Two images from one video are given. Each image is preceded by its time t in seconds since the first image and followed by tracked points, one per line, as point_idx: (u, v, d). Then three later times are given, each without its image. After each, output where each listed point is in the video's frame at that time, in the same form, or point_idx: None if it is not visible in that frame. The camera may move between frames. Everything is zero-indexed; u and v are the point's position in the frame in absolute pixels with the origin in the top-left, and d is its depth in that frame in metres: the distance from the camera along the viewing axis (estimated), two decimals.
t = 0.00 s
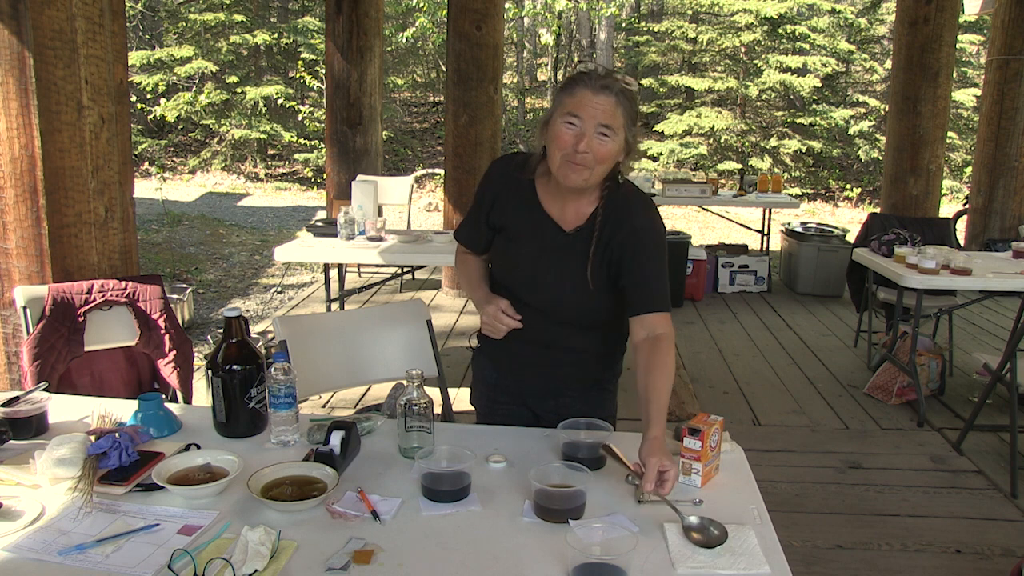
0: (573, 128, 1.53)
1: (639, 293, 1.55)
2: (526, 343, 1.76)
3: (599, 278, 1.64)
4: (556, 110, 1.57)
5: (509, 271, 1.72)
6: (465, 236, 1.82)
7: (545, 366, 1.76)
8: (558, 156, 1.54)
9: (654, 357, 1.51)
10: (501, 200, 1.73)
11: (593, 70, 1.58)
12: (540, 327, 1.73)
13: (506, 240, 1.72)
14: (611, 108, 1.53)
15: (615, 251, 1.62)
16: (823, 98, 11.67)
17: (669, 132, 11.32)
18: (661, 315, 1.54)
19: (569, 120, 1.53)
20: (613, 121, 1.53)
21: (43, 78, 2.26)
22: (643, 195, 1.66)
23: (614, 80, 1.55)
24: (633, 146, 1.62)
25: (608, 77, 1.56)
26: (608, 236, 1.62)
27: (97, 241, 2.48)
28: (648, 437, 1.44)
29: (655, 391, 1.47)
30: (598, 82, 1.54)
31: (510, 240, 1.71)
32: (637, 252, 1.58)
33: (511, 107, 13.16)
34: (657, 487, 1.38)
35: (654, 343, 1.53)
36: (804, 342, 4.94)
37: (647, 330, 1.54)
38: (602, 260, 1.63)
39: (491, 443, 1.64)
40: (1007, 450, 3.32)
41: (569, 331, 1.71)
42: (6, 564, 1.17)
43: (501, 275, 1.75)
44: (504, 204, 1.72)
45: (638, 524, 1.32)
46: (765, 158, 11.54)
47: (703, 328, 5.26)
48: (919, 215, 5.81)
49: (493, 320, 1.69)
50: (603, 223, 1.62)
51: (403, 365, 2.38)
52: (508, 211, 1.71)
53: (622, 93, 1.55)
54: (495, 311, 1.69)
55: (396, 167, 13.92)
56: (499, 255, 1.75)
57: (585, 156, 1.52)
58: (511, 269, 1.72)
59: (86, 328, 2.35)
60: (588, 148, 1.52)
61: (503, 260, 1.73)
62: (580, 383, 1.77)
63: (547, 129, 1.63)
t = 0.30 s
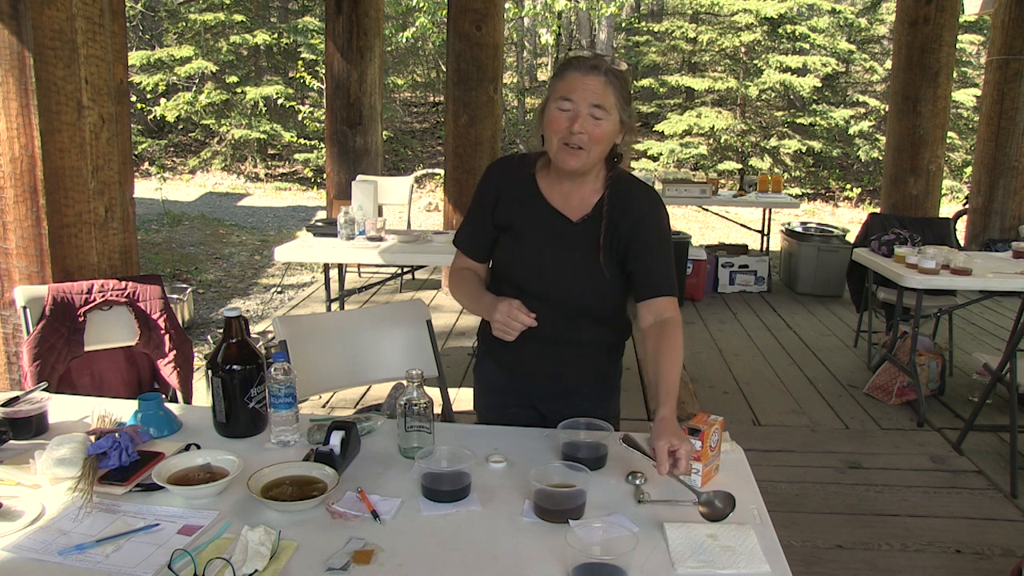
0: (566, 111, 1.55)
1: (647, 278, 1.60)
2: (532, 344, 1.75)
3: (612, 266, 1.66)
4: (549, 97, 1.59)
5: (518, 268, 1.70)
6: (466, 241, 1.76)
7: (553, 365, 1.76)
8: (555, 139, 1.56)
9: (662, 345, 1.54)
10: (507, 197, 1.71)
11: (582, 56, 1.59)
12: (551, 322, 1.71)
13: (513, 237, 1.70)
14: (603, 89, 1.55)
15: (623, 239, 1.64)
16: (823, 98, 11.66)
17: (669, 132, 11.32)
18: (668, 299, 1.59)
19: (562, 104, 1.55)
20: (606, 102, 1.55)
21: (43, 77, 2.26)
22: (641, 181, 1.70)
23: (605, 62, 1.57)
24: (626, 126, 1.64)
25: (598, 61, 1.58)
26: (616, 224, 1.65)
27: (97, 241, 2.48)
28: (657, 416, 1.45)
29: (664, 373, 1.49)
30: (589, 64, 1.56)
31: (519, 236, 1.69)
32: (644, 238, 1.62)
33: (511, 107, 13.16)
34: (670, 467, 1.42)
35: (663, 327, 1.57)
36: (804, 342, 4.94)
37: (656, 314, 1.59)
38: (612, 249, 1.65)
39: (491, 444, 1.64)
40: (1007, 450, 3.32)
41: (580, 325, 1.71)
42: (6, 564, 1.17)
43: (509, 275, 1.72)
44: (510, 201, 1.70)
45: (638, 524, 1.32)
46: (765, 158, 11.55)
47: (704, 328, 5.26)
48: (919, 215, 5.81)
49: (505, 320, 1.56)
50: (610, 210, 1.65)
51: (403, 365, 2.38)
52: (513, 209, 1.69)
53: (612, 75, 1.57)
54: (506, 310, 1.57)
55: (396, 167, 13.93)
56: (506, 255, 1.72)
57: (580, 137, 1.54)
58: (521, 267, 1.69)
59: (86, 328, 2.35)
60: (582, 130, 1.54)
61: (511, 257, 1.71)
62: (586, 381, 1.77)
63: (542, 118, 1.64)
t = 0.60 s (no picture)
0: (569, 146, 1.52)
1: (650, 271, 1.65)
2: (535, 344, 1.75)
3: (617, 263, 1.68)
4: (548, 127, 1.54)
5: (520, 267, 1.68)
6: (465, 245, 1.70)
7: (557, 362, 1.76)
8: (558, 170, 1.55)
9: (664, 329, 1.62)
10: (509, 195, 1.67)
11: (577, 78, 1.53)
12: (552, 321, 1.71)
13: (516, 235, 1.67)
14: (605, 120, 1.50)
15: (626, 233, 1.67)
16: (823, 98, 11.66)
17: (669, 132, 11.32)
18: (670, 291, 1.67)
19: (564, 139, 1.52)
20: (608, 131, 1.51)
21: (43, 77, 2.26)
22: (634, 172, 1.72)
23: (602, 86, 1.52)
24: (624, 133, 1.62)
25: (594, 83, 1.52)
26: (618, 220, 1.66)
27: (97, 241, 2.49)
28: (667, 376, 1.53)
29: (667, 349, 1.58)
30: (587, 94, 1.50)
31: (523, 235, 1.66)
32: (646, 231, 1.66)
33: (511, 107, 13.17)
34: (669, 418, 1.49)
35: (667, 314, 1.65)
36: (804, 342, 4.94)
37: (657, 304, 1.67)
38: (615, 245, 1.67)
39: (491, 444, 1.64)
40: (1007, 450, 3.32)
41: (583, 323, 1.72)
42: (6, 564, 1.17)
43: (512, 277, 1.71)
44: (513, 199, 1.67)
45: (638, 524, 1.32)
46: (765, 158, 11.55)
47: (704, 328, 5.26)
48: (919, 215, 5.81)
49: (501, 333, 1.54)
50: (612, 210, 1.66)
51: (404, 365, 2.38)
52: (517, 211, 1.66)
53: (612, 99, 1.51)
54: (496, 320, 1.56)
55: (396, 167, 13.93)
56: (510, 258, 1.70)
57: (587, 171, 1.53)
58: (525, 266, 1.68)
59: (86, 328, 2.36)
60: (587, 164, 1.52)
61: (514, 256, 1.69)
62: (588, 379, 1.78)
63: (541, 137, 1.59)
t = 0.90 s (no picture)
0: (559, 141, 1.52)
1: (644, 263, 1.68)
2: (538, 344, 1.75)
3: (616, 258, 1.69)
4: (537, 122, 1.54)
5: (520, 267, 1.68)
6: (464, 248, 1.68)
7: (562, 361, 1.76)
8: (550, 165, 1.55)
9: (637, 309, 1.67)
10: (509, 194, 1.66)
11: (565, 72, 1.52)
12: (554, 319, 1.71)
13: (517, 234, 1.67)
14: (593, 114, 1.50)
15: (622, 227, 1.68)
16: (823, 98, 11.66)
17: (669, 132, 11.31)
18: (653, 283, 1.71)
19: (553, 134, 1.52)
20: (597, 125, 1.52)
21: (43, 77, 2.26)
22: (626, 164, 1.73)
23: (590, 80, 1.52)
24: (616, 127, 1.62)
25: (583, 77, 1.52)
26: (615, 214, 1.67)
27: (97, 242, 2.49)
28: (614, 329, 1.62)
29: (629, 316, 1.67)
30: (574, 88, 1.50)
31: (522, 234, 1.66)
32: (643, 224, 1.68)
33: (511, 107, 13.17)
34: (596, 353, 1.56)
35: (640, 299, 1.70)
36: (804, 342, 4.94)
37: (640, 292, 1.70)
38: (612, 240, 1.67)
39: (491, 444, 1.64)
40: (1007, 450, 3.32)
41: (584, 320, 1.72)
42: (6, 563, 1.17)
43: (512, 277, 1.70)
44: (512, 199, 1.66)
45: (637, 524, 1.32)
46: (765, 158, 11.55)
47: (703, 328, 5.26)
48: (919, 215, 5.82)
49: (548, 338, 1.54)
50: (608, 204, 1.67)
51: (404, 365, 2.38)
52: (517, 211, 1.66)
53: (599, 93, 1.51)
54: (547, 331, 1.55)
55: (396, 167, 13.94)
56: (510, 258, 1.69)
57: (578, 165, 1.53)
58: (525, 265, 1.67)
59: (86, 328, 2.36)
60: (578, 157, 1.52)
61: (514, 255, 1.68)
62: (589, 380, 1.78)
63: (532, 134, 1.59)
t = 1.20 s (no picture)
0: (562, 144, 1.52)
1: (643, 261, 1.67)
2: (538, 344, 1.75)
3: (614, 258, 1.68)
4: (541, 124, 1.53)
5: (519, 267, 1.68)
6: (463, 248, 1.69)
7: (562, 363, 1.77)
8: (552, 167, 1.55)
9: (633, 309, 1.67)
10: (508, 193, 1.67)
11: (570, 76, 1.52)
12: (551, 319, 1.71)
13: (516, 234, 1.67)
14: (597, 119, 1.50)
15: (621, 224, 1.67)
16: (823, 98, 11.66)
17: (669, 132, 11.31)
18: (650, 282, 1.69)
19: (557, 137, 1.52)
20: (600, 130, 1.52)
21: (43, 77, 2.26)
22: (626, 163, 1.72)
23: (596, 85, 1.51)
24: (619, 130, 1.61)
25: (588, 82, 1.51)
26: (614, 214, 1.67)
27: (97, 242, 2.49)
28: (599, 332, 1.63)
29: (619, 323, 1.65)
30: (580, 94, 1.49)
31: (521, 233, 1.66)
32: (642, 222, 1.67)
33: (511, 107, 13.17)
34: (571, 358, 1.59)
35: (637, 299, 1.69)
36: (804, 342, 4.94)
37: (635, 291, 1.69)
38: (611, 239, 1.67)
39: (491, 444, 1.64)
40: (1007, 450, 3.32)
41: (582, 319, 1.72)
42: (6, 564, 1.17)
43: (511, 277, 1.71)
44: (511, 198, 1.66)
45: (637, 524, 1.32)
46: (765, 158, 11.55)
47: (703, 328, 5.26)
48: (919, 215, 5.82)
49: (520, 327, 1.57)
50: (608, 204, 1.66)
51: (404, 365, 2.38)
52: (516, 211, 1.66)
53: (605, 100, 1.51)
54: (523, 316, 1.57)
55: (396, 167, 13.94)
56: (510, 258, 1.69)
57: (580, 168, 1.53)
58: (524, 264, 1.68)
59: (86, 328, 2.36)
60: (580, 160, 1.52)
61: (513, 254, 1.68)
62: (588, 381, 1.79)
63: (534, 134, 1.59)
